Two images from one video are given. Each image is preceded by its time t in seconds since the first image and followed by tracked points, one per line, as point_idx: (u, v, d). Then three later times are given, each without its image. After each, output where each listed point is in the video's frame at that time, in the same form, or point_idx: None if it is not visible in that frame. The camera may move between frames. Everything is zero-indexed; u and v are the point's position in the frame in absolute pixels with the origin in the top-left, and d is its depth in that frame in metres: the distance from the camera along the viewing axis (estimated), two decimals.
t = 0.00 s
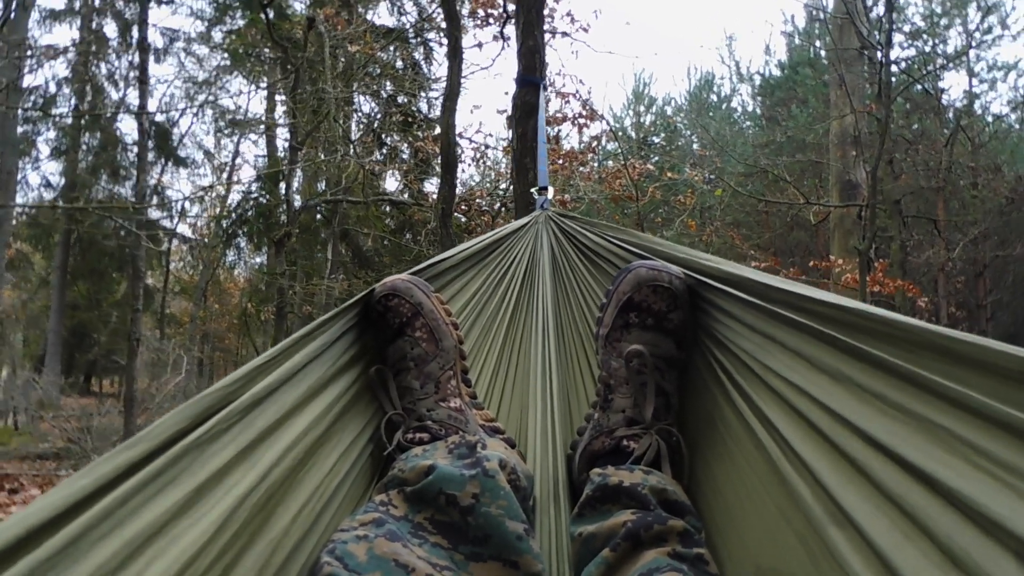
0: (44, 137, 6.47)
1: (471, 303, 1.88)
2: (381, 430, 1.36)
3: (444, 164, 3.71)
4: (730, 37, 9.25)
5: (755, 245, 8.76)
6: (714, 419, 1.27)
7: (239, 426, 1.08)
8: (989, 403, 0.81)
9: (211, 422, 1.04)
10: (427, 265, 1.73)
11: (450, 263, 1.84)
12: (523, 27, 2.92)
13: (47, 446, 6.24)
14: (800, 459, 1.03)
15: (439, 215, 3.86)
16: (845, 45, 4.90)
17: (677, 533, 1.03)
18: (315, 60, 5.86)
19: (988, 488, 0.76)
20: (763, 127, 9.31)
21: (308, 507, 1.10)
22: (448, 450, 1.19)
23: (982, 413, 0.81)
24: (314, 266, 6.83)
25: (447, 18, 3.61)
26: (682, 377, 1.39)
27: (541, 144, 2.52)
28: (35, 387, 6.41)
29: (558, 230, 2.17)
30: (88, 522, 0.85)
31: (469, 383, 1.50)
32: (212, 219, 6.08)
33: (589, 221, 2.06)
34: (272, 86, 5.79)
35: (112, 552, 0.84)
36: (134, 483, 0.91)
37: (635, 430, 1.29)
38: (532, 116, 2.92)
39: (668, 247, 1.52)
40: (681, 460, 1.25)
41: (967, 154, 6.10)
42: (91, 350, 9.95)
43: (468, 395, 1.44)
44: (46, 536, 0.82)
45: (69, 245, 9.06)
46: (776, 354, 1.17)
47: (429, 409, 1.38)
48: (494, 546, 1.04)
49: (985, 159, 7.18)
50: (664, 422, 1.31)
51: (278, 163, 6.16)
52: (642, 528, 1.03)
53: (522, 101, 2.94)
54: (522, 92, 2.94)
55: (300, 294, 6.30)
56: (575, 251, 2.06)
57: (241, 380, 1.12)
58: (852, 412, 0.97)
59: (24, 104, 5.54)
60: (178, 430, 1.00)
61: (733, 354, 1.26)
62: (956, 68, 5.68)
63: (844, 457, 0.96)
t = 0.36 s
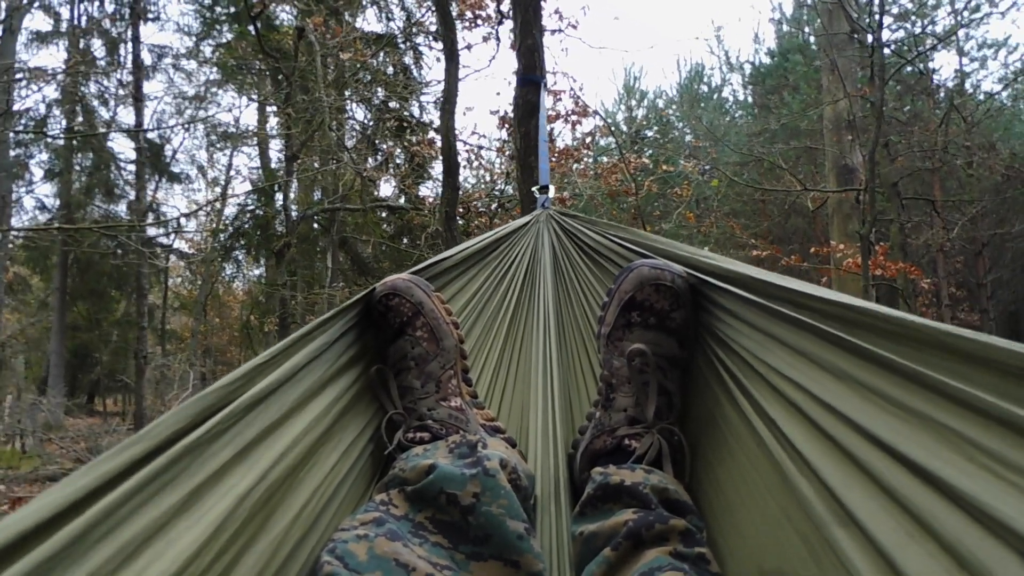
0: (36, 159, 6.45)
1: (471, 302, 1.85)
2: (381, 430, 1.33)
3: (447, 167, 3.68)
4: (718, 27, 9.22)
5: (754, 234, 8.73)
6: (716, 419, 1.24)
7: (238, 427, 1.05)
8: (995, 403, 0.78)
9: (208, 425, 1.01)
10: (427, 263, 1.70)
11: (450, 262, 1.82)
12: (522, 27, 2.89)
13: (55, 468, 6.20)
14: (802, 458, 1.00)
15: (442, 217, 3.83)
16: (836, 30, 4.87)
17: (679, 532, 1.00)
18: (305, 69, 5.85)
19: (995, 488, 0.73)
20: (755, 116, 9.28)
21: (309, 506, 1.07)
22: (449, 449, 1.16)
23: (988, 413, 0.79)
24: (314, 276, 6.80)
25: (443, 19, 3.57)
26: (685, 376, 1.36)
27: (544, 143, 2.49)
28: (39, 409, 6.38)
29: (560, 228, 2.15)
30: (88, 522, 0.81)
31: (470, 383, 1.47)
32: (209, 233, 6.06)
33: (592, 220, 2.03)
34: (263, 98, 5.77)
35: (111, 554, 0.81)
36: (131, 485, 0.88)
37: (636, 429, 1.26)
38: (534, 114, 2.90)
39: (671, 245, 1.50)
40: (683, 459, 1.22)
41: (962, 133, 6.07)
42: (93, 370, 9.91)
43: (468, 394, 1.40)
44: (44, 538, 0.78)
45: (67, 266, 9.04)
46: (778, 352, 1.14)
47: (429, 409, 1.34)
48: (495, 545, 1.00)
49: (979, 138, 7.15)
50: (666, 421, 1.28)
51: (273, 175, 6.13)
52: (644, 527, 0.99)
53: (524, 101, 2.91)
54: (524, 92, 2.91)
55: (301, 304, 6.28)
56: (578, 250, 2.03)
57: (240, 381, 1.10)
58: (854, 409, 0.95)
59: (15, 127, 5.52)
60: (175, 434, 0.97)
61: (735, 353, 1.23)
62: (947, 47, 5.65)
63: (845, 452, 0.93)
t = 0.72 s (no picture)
0: (38, 148, 6.45)
1: (472, 304, 1.87)
2: (382, 432, 1.35)
3: (446, 167, 3.69)
4: (722, 33, 9.24)
5: (754, 240, 8.75)
6: (716, 424, 1.25)
7: (240, 429, 1.06)
8: (988, 413, 0.80)
9: (211, 427, 1.02)
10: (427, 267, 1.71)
11: (451, 266, 1.83)
12: (524, 30, 2.92)
13: (50, 458, 6.21)
14: (799, 465, 1.01)
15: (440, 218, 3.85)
16: (840, 38, 4.90)
17: (677, 538, 1.01)
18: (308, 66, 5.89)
19: (989, 500, 0.75)
20: (758, 122, 9.30)
21: (312, 508, 1.08)
22: (450, 453, 1.17)
23: (983, 423, 0.80)
24: (313, 272, 6.80)
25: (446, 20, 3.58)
26: (685, 382, 1.37)
27: (543, 145, 2.50)
28: (37, 399, 6.39)
29: (560, 232, 2.17)
30: (94, 524, 0.82)
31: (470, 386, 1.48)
32: (209, 227, 6.09)
33: (592, 224, 2.05)
34: (266, 93, 5.77)
35: (116, 554, 0.82)
36: (137, 486, 0.89)
37: (636, 434, 1.27)
38: (534, 117, 2.92)
39: (673, 252, 1.51)
40: (682, 464, 1.24)
41: (962, 144, 6.08)
42: (91, 361, 9.93)
43: (470, 397, 1.41)
44: (50, 538, 0.79)
45: (66, 256, 9.05)
46: (774, 358, 1.15)
47: (431, 412, 1.35)
48: (496, 550, 1.01)
49: (980, 149, 7.17)
50: (666, 426, 1.30)
51: (274, 170, 6.15)
52: (643, 533, 1.01)
53: (525, 104, 2.93)
54: (523, 94, 2.94)
55: (300, 300, 6.28)
56: (578, 254, 2.05)
57: (244, 383, 1.11)
58: (850, 417, 0.96)
59: (17, 115, 5.53)
60: (180, 436, 0.98)
61: (733, 360, 1.25)
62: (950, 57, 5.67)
63: (842, 461, 0.95)
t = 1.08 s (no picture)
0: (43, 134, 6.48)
1: (468, 302, 1.90)
2: (376, 433, 1.37)
3: (439, 164, 3.71)
4: (731, 42, 9.28)
5: (754, 250, 8.78)
6: (711, 419, 1.28)
7: (233, 430, 1.09)
8: (985, 399, 0.82)
9: (204, 428, 1.04)
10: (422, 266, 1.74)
11: (447, 264, 1.87)
12: (519, 29, 2.92)
13: (41, 442, 6.22)
14: (797, 457, 1.03)
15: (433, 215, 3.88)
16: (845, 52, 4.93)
17: (675, 532, 1.04)
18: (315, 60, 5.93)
19: (984, 484, 0.77)
20: (762, 132, 9.34)
21: (307, 508, 1.11)
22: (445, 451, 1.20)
23: (984, 411, 0.81)
24: (313, 266, 6.82)
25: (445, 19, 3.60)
26: (679, 377, 1.40)
27: (536, 144, 2.52)
28: (31, 383, 6.41)
29: (554, 231, 2.21)
30: (85, 525, 0.84)
31: (465, 385, 1.51)
32: (210, 216, 6.11)
33: (587, 223, 2.09)
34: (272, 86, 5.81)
35: (108, 554, 0.84)
36: (130, 486, 0.91)
37: (632, 429, 1.29)
38: (526, 116, 2.95)
39: (663, 247, 1.55)
40: (679, 460, 1.27)
41: (964, 162, 6.12)
42: (88, 347, 9.95)
43: (464, 397, 1.45)
44: (42, 539, 0.81)
45: (67, 242, 9.07)
46: (772, 352, 1.18)
47: (424, 411, 1.37)
48: (493, 548, 1.04)
49: (983, 167, 7.20)
50: (662, 422, 1.32)
51: (277, 162, 6.18)
52: (640, 527, 1.03)
53: (517, 102, 2.95)
54: (516, 93, 2.96)
55: (297, 294, 6.31)
56: (573, 252, 2.09)
57: (237, 384, 1.13)
58: (848, 407, 0.99)
59: (23, 100, 5.57)
60: (173, 437, 1.00)
61: (729, 354, 1.28)
62: (955, 75, 5.70)
63: (838, 450, 0.97)
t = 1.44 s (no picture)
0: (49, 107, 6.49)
1: (466, 297, 1.93)
2: (374, 427, 1.40)
3: (435, 157, 3.73)
4: (740, 48, 9.30)
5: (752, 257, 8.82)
6: (706, 416, 1.31)
7: (233, 423, 1.11)
8: (971, 390, 0.83)
9: (206, 420, 1.06)
10: (421, 262, 1.77)
11: (447, 259, 1.89)
12: (519, 25, 2.94)
13: (32, 414, 6.25)
14: (795, 456, 1.06)
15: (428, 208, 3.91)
16: (853, 63, 4.95)
17: (671, 526, 1.08)
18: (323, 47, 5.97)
19: (974, 477, 0.79)
20: (767, 140, 9.37)
21: (303, 504, 1.14)
22: (441, 447, 1.23)
23: (978, 406, 0.82)
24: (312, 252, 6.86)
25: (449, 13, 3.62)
26: (674, 372, 1.43)
27: (534, 139, 2.55)
28: (25, 355, 6.42)
29: (552, 227, 2.24)
30: (85, 516, 0.86)
31: (462, 380, 1.55)
32: (212, 197, 6.13)
33: (585, 220, 2.12)
34: (280, 70, 5.81)
35: (109, 546, 0.86)
36: (133, 476, 0.93)
37: (628, 424, 1.33)
38: (522, 112, 2.98)
39: (659, 242, 1.58)
40: (674, 455, 1.29)
41: (966, 179, 6.14)
42: (84, 322, 9.98)
43: (461, 391, 1.48)
44: (45, 527, 0.83)
45: (68, 216, 9.08)
46: (768, 348, 1.21)
47: (422, 406, 1.41)
48: (489, 542, 1.07)
49: (985, 185, 7.23)
50: (657, 416, 1.36)
51: (281, 146, 6.20)
52: (636, 521, 1.06)
53: (514, 98, 2.98)
54: (513, 89, 2.98)
55: (295, 278, 6.34)
56: (570, 248, 2.12)
57: (235, 377, 1.15)
58: (842, 402, 1.01)
59: (31, 72, 5.58)
60: (174, 428, 1.02)
61: (726, 349, 1.31)
62: (962, 92, 5.72)
63: (834, 446, 1.00)
